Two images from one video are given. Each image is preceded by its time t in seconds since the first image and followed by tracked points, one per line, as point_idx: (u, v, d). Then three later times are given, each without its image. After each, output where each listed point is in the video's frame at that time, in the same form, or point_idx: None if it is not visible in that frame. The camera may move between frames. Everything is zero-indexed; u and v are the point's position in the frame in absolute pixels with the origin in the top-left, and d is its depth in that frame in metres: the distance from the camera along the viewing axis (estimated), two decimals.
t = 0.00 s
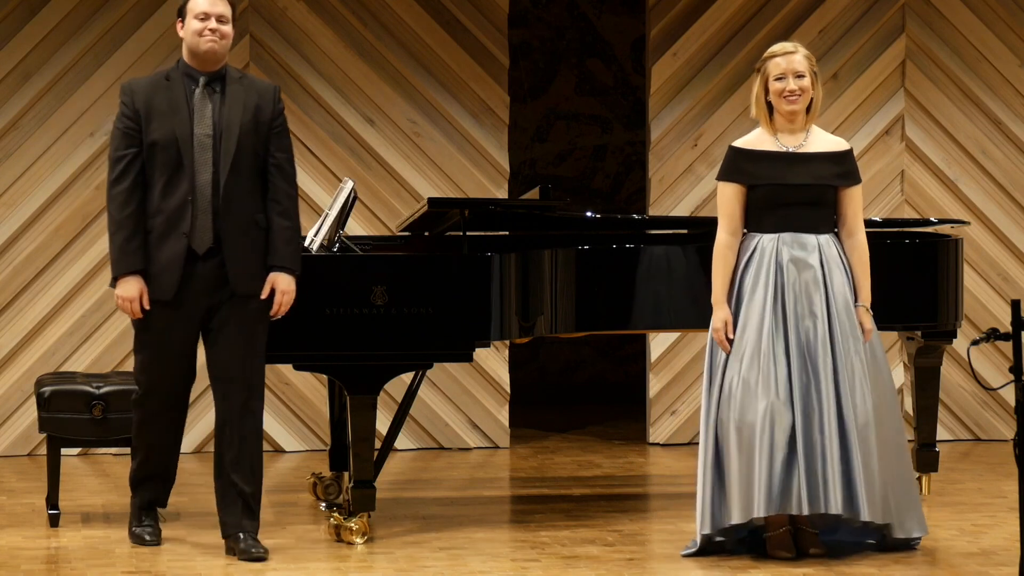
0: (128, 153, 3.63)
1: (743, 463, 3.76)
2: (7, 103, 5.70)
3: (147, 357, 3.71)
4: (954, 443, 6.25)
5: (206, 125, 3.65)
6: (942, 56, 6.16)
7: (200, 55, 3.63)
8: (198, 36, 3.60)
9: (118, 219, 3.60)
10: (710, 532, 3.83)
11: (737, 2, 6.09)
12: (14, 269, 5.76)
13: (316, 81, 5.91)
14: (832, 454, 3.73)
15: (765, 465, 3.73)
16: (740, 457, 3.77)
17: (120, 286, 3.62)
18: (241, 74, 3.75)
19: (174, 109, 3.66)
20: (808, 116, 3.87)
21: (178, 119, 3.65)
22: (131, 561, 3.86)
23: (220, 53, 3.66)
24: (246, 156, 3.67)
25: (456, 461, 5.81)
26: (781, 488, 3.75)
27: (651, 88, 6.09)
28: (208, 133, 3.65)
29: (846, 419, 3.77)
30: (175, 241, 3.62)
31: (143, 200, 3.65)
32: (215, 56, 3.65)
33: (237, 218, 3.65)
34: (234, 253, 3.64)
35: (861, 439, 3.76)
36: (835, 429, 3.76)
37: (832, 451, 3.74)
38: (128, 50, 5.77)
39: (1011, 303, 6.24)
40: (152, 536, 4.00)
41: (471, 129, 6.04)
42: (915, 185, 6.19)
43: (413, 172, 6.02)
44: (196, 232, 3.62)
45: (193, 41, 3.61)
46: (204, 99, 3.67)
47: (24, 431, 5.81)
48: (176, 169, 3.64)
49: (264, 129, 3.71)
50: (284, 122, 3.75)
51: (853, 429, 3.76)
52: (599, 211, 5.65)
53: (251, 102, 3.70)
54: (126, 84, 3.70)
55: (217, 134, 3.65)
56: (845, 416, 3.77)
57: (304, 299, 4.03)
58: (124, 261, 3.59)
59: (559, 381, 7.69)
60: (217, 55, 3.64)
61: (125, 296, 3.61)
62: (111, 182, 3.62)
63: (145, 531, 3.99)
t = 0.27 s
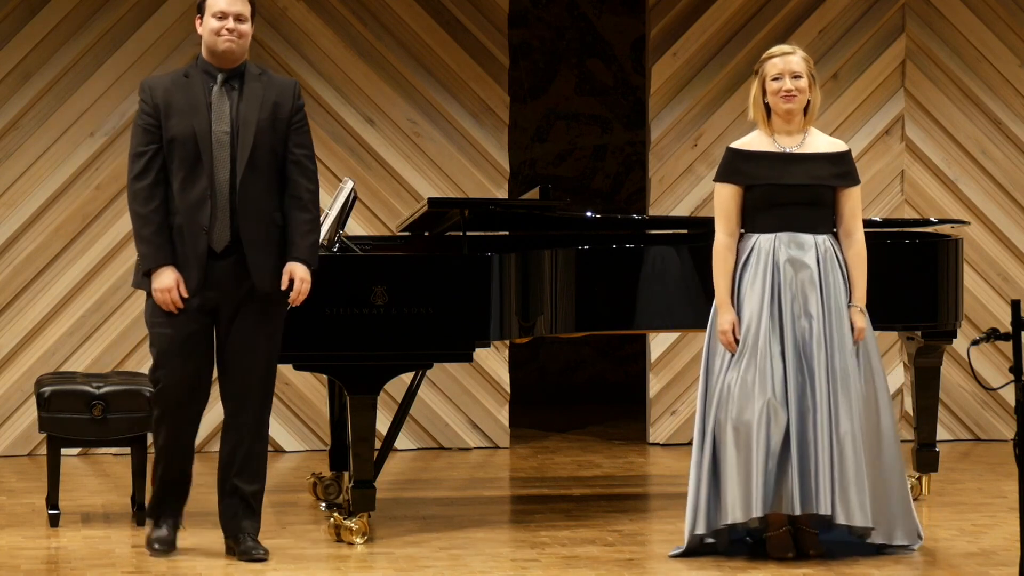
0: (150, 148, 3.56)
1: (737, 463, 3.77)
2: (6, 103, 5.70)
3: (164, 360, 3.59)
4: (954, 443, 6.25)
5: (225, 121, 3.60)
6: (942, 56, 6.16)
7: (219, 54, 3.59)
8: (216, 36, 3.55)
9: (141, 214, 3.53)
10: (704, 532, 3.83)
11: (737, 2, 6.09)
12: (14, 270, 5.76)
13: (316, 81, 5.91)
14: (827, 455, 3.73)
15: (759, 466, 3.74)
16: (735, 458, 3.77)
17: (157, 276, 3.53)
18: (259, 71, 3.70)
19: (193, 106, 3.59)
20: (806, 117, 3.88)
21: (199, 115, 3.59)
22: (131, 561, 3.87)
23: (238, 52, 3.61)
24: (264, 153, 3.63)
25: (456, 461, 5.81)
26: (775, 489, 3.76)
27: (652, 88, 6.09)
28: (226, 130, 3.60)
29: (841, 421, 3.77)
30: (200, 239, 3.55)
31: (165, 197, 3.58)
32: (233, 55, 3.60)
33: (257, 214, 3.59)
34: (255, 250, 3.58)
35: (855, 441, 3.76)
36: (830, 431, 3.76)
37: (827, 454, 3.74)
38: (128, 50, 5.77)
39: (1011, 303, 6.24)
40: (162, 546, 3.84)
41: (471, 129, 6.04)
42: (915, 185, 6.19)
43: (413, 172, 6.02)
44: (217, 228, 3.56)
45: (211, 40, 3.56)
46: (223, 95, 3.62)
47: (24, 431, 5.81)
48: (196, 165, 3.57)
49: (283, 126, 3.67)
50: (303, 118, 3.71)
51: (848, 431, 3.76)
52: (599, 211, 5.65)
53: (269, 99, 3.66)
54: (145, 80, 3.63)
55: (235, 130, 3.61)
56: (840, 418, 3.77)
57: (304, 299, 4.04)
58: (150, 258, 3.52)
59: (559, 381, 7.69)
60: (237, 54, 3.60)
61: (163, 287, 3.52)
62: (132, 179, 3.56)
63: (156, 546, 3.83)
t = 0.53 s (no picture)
0: (151, 149, 3.56)
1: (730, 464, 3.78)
2: (6, 103, 5.70)
3: (168, 357, 3.61)
4: (954, 443, 6.25)
5: (228, 122, 3.60)
6: (942, 56, 6.16)
7: (221, 53, 3.59)
8: (220, 34, 3.55)
9: (141, 216, 3.53)
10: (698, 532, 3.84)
11: (737, 2, 6.09)
12: (14, 270, 5.76)
13: (316, 82, 5.91)
14: (819, 457, 3.73)
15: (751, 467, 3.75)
16: (728, 458, 3.78)
17: (158, 279, 3.54)
18: (264, 72, 3.70)
19: (195, 106, 3.59)
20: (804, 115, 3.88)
21: (202, 116, 3.59)
22: (131, 561, 3.87)
23: (241, 52, 3.62)
24: (265, 154, 3.63)
25: (456, 461, 5.81)
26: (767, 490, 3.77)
27: (652, 88, 6.09)
28: (229, 131, 3.59)
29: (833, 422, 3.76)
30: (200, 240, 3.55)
31: (166, 196, 3.58)
32: (236, 55, 3.60)
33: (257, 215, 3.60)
34: (254, 252, 3.61)
35: (848, 443, 3.75)
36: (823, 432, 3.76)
37: (818, 455, 3.74)
38: (127, 50, 5.77)
39: (1011, 303, 6.24)
40: (178, 553, 3.73)
41: (471, 129, 6.04)
42: (915, 185, 6.19)
43: (413, 172, 6.01)
44: (218, 230, 3.56)
45: (215, 39, 3.56)
46: (226, 96, 3.61)
47: (24, 431, 5.81)
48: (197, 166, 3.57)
49: (285, 127, 3.68)
50: (305, 119, 3.71)
51: (841, 433, 3.76)
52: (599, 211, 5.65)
53: (272, 100, 3.66)
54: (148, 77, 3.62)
55: (237, 133, 3.60)
56: (833, 419, 3.76)
57: (304, 299, 4.03)
58: (152, 257, 3.53)
59: (559, 381, 7.69)
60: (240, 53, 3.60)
61: (164, 290, 3.54)
62: (133, 178, 3.55)
63: (173, 555, 3.72)
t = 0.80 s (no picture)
0: (151, 158, 3.55)
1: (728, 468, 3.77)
2: (6, 103, 5.71)
3: (167, 362, 3.62)
4: (954, 443, 6.25)
5: (227, 131, 3.60)
6: (942, 56, 6.16)
7: (222, 63, 3.58)
8: (221, 46, 3.54)
9: (140, 226, 3.54)
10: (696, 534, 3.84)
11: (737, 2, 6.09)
12: (14, 270, 5.76)
13: (316, 82, 5.91)
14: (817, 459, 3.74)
15: (750, 470, 3.74)
16: (726, 460, 3.78)
17: (159, 289, 3.55)
18: (264, 75, 3.69)
19: (195, 117, 3.59)
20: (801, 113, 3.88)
21: (201, 124, 3.59)
22: (131, 561, 3.87)
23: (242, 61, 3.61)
24: (260, 165, 3.63)
25: (456, 461, 5.81)
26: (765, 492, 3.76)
27: (651, 88, 6.09)
28: (228, 144, 3.60)
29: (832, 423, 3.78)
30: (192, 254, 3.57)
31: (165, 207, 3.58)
32: (237, 64, 3.60)
33: (256, 221, 3.61)
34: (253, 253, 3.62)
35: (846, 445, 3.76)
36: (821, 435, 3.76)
37: (818, 458, 3.74)
38: (127, 50, 5.77)
39: (1011, 303, 6.24)
40: (178, 553, 3.73)
41: (471, 129, 6.04)
42: (915, 185, 6.19)
43: (413, 172, 6.01)
44: (214, 244, 3.58)
45: (215, 50, 3.55)
46: (225, 105, 3.61)
47: (24, 431, 5.81)
48: (198, 180, 3.58)
49: (282, 136, 3.67)
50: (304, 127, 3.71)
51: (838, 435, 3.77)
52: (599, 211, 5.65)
53: (271, 107, 3.66)
54: (147, 82, 3.60)
55: (236, 145, 3.61)
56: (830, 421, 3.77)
57: (304, 299, 4.03)
58: (148, 261, 3.54)
59: (559, 381, 7.69)
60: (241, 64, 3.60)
61: (166, 300, 3.55)
62: (133, 186, 3.55)
63: (173, 555, 3.72)
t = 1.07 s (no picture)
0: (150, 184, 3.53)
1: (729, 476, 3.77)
2: (6, 103, 5.70)
3: (165, 365, 3.64)
4: (954, 443, 6.25)
5: (225, 166, 3.55)
6: (942, 56, 6.16)
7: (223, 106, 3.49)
8: (220, 94, 3.44)
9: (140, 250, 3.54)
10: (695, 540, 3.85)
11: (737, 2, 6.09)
12: (14, 270, 5.76)
13: (316, 82, 5.91)
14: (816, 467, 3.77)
15: (751, 479, 3.75)
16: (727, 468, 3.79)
17: (163, 310, 3.58)
18: (261, 97, 3.63)
19: (195, 145, 3.56)
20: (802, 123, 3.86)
21: (199, 153, 3.56)
22: (130, 561, 3.87)
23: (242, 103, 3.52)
24: (255, 188, 3.62)
25: (456, 461, 5.81)
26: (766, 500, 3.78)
27: (651, 88, 6.09)
28: (227, 180, 3.56)
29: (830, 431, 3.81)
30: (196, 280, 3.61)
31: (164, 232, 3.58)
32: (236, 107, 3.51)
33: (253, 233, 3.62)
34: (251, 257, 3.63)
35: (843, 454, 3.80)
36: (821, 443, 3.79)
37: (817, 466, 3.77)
38: (127, 50, 5.77)
39: (1011, 303, 6.24)
40: (178, 552, 3.73)
41: (471, 129, 6.04)
42: (915, 185, 6.19)
43: (412, 172, 6.01)
44: (217, 279, 3.56)
45: (213, 95, 3.47)
46: (224, 138, 3.56)
47: (24, 431, 5.80)
48: (197, 205, 3.59)
49: (278, 162, 3.64)
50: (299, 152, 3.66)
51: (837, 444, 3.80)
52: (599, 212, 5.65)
53: (267, 133, 3.61)
54: (147, 104, 3.54)
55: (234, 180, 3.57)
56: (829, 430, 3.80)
57: (304, 299, 4.03)
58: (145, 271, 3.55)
59: (559, 381, 7.69)
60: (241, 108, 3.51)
61: (169, 321, 3.58)
62: (133, 211, 3.53)
63: (173, 555, 3.72)
